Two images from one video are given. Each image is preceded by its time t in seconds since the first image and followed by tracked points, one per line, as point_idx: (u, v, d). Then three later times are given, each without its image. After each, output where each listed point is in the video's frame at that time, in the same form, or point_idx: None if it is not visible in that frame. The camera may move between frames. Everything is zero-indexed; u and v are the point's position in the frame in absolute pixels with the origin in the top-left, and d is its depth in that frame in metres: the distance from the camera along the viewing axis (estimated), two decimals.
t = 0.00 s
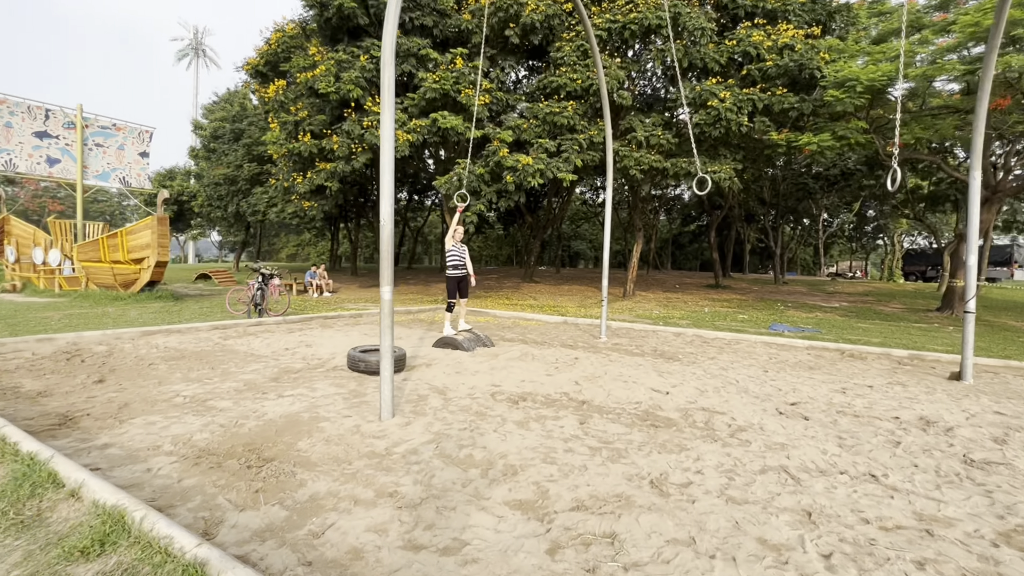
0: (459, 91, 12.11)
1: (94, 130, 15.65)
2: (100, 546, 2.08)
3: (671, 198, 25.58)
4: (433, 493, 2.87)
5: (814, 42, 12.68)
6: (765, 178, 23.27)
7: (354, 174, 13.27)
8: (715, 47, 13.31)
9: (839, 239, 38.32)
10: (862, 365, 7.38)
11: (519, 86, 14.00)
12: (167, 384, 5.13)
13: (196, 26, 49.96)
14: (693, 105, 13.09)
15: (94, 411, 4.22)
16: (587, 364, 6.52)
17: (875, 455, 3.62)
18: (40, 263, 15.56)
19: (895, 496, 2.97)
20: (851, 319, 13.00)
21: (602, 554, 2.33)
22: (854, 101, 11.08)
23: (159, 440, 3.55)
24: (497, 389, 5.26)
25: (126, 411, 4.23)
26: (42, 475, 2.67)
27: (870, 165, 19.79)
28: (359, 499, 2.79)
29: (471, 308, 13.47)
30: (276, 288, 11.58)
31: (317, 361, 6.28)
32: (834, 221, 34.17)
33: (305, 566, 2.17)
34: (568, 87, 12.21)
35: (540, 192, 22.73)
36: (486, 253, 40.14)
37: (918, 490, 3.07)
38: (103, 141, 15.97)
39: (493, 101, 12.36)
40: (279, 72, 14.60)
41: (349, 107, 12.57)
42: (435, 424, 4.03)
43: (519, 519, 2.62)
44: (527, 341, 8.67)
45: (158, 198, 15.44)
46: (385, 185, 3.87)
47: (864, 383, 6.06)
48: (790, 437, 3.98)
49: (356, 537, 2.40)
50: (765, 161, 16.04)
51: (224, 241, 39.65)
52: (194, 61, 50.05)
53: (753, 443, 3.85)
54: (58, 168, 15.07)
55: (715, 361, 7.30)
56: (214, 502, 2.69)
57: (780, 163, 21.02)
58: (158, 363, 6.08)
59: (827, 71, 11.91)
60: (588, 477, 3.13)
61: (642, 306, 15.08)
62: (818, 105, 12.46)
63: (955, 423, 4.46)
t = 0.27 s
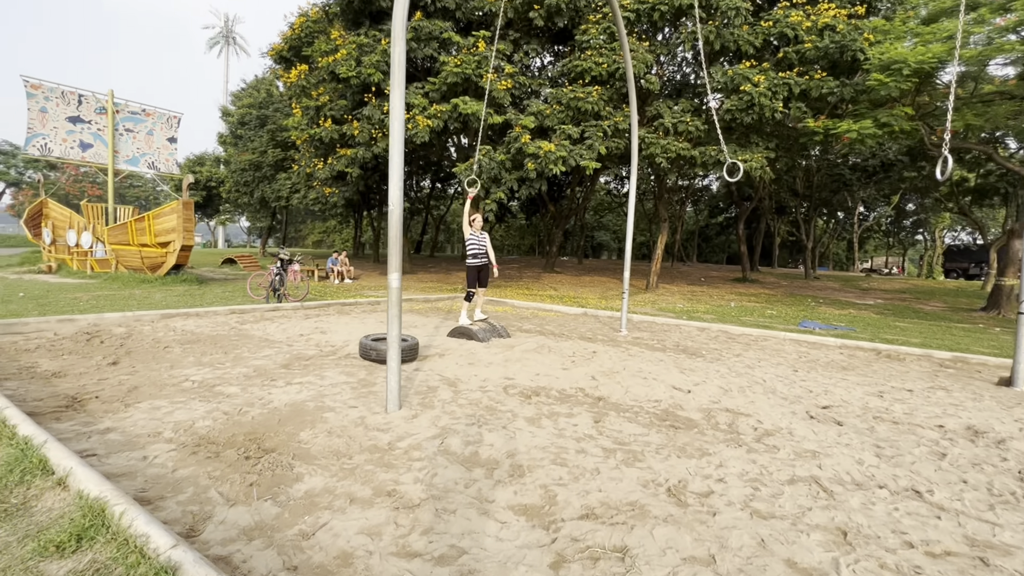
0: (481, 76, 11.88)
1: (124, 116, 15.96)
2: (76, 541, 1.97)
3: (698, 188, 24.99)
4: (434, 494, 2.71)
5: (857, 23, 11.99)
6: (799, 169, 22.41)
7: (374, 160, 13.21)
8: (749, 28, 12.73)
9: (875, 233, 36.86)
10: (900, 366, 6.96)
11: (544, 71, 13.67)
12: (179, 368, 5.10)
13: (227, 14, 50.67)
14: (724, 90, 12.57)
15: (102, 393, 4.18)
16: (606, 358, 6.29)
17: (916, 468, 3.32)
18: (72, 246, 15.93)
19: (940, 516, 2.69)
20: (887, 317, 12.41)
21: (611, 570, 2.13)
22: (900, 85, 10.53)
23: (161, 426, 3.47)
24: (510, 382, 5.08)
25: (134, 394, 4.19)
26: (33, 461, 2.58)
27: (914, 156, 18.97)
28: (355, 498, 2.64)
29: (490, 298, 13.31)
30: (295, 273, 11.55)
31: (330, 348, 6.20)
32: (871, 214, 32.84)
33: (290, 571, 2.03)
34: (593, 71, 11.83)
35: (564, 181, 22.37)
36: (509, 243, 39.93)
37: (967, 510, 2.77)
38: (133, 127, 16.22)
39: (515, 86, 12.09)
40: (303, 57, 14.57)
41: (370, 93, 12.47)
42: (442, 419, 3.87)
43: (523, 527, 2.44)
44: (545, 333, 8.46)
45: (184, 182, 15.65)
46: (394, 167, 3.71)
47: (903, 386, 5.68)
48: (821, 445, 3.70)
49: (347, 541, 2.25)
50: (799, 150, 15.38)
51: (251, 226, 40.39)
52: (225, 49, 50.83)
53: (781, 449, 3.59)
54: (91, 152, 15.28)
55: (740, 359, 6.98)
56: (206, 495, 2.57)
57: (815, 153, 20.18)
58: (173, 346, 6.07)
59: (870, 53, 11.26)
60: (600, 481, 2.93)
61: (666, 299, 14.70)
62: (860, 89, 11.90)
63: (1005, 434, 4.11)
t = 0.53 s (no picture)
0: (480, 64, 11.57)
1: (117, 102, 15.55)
2: None
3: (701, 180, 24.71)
4: (413, 514, 2.51)
5: (868, 12, 11.67)
6: (803, 162, 22.08)
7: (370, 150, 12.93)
8: (756, 17, 12.40)
9: (878, 227, 36.54)
10: (907, 368, 6.75)
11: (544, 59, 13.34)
12: (158, 366, 4.90)
13: None
14: (729, 80, 12.25)
15: (72, 394, 3.96)
16: (603, 357, 6.08)
17: (931, 485, 3.12)
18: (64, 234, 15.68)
19: (960, 543, 2.49)
20: (892, 315, 12.18)
21: None
22: (911, 77, 10.25)
23: (128, 432, 3.26)
24: (503, 383, 4.88)
25: (106, 395, 3.98)
26: None
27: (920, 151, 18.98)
28: (327, 518, 2.44)
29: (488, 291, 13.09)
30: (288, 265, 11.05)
31: (318, 345, 5.99)
32: (875, 209, 32.52)
33: None
34: (595, 60, 11.51)
35: (564, 172, 22.05)
36: (509, 234, 39.64)
37: (988, 536, 2.57)
38: (126, 113, 15.83)
39: (515, 75, 11.77)
40: (299, 43, 14.21)
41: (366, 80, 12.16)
42: (428, 425, 3.66)
43: (508, 554, 2.24)
44: (542, 329, 8.25)
45: (177, 171, 15.40)
46: (379, 158, 3.47)
47: (912, 391, 5.47)
48: (829, 457, 3.49)
49: (313, 571, 2.05)
50: (804, 143, 15.07)
51: (250, 215, 40.11)
52: (223, 35, 50.20)
53: (787, 462, 3.38)
54: (82, 139, 15.07)
55: (743, 359, 6.78)
56: (164, 516, 2.36)
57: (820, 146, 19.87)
58: (155, 342, 5.86)
59: (881, 43, 10.95)
60: (594, 499, 2.73)
61: (666, 294, 14.47)
62: (870, 81, 11.60)
63: (1022, 446, 3.90)
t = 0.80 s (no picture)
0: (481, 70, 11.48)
1: (117, 107, 15.44)
2: None
3: (703, 187, 24.61)
4: (393, 550, 2.34)
5: (873, 20, 11.54)
6: (807, 170, 21.93)
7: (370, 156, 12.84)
8: (760, 25, 12.30)
9: (882, 236, 36.32)
10: (916, 385, 6.55)
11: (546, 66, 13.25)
12: (141, 379, 4.74)
13: (231, 6, 50.34)
14: (732, 88, 12.12)
15: (47, 410, 3.81)
16: (602, 371, 5.91)
17: (947, 518, 2.94)
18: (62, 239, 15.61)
19: None
20: (897, 326, 11.97)
21: None
22: (918, 85, 10.13)
23: (98, 454, 3.10)
24: (497, 399, 4.71)
25: (82, 412, 3.83)
26: None
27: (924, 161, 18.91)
28: (300, 554, 2.27)
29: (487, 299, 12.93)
30: (285, 274, 10.71)
31: (309, 356, 5.83)
32: (878, 217, 32.32)
33: None
34: (597, 67, 11.41)
35: (566, 179, 21.93)
36: (511, 240, 39.54)
37: None
38: (126, 118, 15.70)
39: (515, 82, 11.66)
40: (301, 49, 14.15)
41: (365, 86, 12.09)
42: (417, 446, 3.49)
43: None
44: (541, 340, 8.08)
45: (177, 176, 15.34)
46: (367, 167, 3.33)
47: (922, 409, 5.28)
48: (838, 484, 3.31)
49: None
50: (808, 152, 14.92)
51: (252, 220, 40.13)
52: (229, 41, 50.49)
53: (793, 490, 3.20)
54: (82, 144, 14.96)
55: (746, 373, 6.59)
56: (123, 552, 2.20)
57: (824, 155, 19.71)
58: (142, 352, 5.72)
59: (886, 52, 10.83)
60: (588, 533, 2.55)
61: (668, 303, 14.29)
62: (875, 90, 11.48)
63: None
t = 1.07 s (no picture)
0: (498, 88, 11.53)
1: (146, 122, 15.95)
2: None
3: (722, 206, 24.30)
4: None
5: (898, 39, 11.33)
6: (829, 191, 21.52)
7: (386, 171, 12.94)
8: (780, 44, 12.16)
9: (908, 258, 35.39)
10: (948, 417, 6.21)
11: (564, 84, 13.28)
12: (145, 391, 4.69)
13: (260, 26, 52.00)
14: (753, 107, 11.95)
15: (46, 422, 3.76)
16: (614, 394, 5.70)
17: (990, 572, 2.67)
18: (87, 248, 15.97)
19: None
20: (926, 353, 11.50)
21: None
22: (946, 105, 9.85)
23: (89, 471, 3.02)
24: (503, 422, 4.54)
25: (80, 424, 3.77)
26: None
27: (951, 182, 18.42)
28: None
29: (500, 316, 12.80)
30: (299, 285, 10.68)
31: (315, 371, 5.75)
32: (904, 239, 31.53)
33: None
34: (614, 85, 11.36)
35: (583, 197, 21.84)
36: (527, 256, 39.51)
37: None
38: (154, 132, 16.20)
39: (532, 99, 11.67)
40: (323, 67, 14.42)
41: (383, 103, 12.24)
42: (416, 471, 3.34)
43: None
44: (552, 360, 7.90)
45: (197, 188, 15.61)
46: (373, 181, 3.24)
47: (956, 445, 4.95)
48: (866, 527, 3.07)
49: None
50: (831, 172, 14.63)
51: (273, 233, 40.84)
52: (257, 60, 52.11)
53: (816, 532, 2.97)
54: (111, 157, 15.24)
55: (766, 400, 6.31)
56: None
57: (847, 175, 19.33)
58: (150, 363, 5.70)
59: (913, 71, 10.58)
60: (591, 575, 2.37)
61: (685, 323, 14.01)
62: (901, 109, 11.21)
63: None
